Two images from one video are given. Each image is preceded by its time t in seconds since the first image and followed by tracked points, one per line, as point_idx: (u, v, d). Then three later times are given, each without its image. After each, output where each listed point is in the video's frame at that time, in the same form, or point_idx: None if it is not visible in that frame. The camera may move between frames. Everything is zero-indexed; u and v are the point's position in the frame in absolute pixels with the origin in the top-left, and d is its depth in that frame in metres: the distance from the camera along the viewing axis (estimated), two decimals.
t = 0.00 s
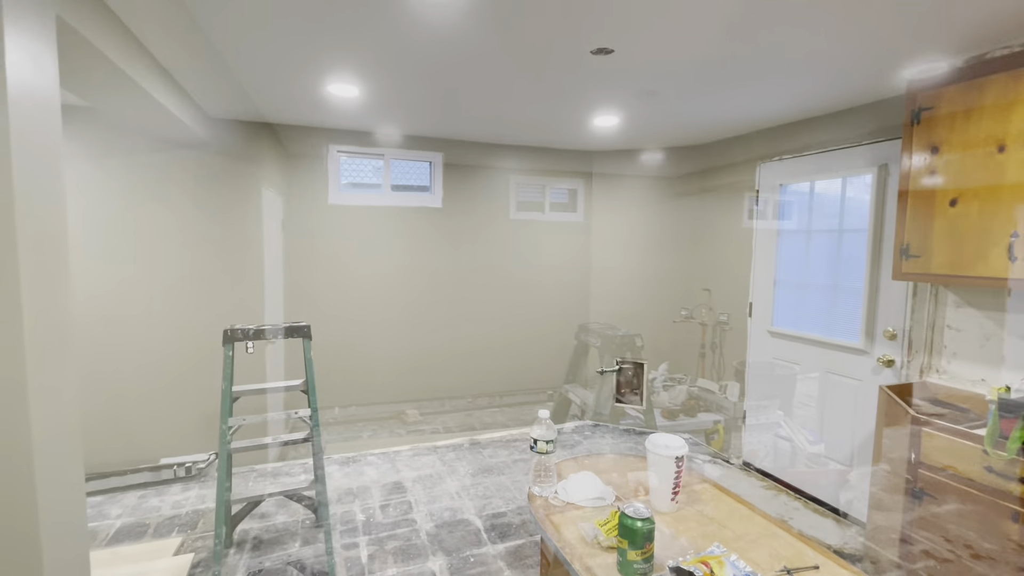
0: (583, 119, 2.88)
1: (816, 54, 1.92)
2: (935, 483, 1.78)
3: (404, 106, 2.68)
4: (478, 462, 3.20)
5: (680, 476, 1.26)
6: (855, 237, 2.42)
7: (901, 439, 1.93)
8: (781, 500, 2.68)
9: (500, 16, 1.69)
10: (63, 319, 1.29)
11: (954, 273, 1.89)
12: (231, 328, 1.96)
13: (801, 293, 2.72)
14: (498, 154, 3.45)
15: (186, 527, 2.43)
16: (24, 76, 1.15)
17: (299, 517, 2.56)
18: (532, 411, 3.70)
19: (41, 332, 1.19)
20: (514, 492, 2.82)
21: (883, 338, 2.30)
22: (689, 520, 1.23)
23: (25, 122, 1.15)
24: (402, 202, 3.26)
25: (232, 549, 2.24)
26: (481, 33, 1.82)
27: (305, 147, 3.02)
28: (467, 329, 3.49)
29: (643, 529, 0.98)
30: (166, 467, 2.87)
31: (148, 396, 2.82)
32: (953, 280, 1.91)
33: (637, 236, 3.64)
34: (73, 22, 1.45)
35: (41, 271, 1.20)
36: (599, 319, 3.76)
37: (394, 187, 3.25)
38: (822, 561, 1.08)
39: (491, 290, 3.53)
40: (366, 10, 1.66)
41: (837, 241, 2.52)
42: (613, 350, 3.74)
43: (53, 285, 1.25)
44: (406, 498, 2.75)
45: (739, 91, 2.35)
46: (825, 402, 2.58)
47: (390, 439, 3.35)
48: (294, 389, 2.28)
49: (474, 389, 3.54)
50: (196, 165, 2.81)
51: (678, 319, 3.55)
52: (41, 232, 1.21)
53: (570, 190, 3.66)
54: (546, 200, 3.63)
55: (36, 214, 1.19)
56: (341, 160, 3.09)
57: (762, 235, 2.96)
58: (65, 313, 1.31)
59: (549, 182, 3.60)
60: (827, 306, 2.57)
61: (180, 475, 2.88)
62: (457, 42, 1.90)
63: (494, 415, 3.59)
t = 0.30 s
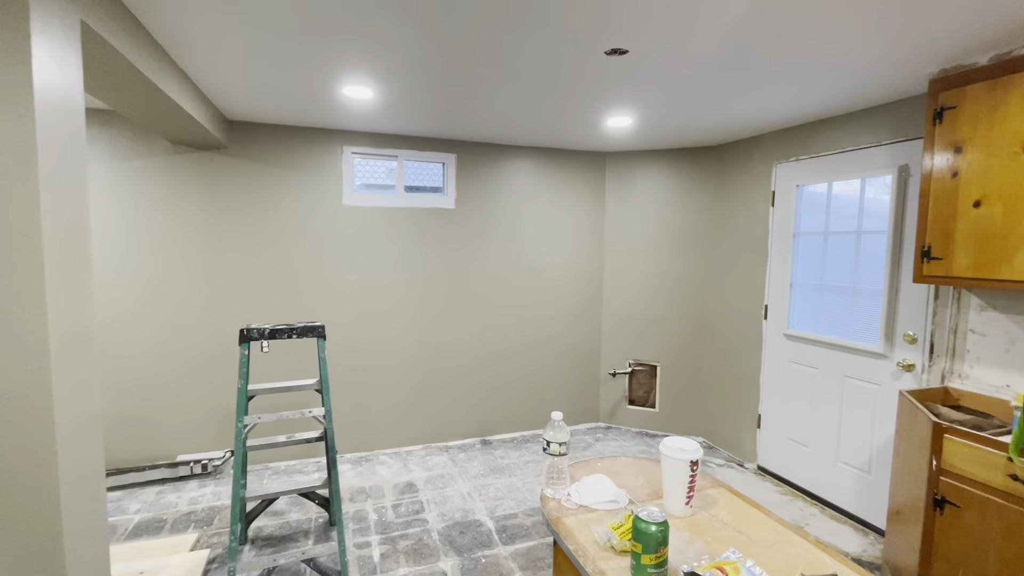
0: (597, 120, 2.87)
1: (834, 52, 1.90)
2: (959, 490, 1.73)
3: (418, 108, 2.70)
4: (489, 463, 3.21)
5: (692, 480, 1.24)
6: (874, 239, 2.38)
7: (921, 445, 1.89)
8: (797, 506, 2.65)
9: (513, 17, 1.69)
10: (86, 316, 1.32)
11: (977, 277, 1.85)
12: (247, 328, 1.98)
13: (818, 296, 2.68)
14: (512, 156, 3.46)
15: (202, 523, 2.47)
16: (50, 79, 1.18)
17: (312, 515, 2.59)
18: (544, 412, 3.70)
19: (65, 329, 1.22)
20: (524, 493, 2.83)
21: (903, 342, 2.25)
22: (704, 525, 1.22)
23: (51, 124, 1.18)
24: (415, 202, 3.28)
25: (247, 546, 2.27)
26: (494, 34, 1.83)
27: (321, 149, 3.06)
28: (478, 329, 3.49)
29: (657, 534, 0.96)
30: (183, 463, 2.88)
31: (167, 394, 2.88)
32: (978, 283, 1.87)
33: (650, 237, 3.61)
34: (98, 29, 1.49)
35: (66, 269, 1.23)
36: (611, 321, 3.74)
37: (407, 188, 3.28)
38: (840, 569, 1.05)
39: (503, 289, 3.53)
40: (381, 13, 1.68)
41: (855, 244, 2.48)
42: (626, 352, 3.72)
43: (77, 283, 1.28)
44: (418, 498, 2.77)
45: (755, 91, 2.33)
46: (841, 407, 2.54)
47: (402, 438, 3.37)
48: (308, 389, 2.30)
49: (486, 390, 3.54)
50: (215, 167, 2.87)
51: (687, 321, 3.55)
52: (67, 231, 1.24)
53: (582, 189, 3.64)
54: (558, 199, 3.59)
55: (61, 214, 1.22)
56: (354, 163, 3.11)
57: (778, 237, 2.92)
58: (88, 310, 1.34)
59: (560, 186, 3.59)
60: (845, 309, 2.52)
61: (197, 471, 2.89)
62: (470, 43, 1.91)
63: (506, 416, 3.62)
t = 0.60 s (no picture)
0: (614, 120, 2.86)
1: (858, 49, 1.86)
2: (989, 501, 1.68)
3: (435, 110, 2.72)
4: (504, 463, 3.21)
5: (712, 486, 1.23)
6: (900, 240, 2.32)
7: (949, 452, 1.84)
8: (818, 511, 2.60)
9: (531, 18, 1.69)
10: (117, 316, 1.36)
11: (1009, 278, 1.80)
12: (268, 328, 2.01)
13: (841, 298, 2.63)
14: (528, 157, 3.46)
15: (224, 518, 2.52)
16: (84, 86, 1.22)
17: (330, 512, 2.62)
18: (560, 413, 3.70)
19: (98, 327, 1.27)
20: (539, 494, 2.82)
21: (931, 345, 2.19)
22: (725, 530, 1.20)
23: (85, 128, 1.22)
24: (432, 203, 3.30)
25: (267, 542, 2.31)
26: (512, 36, 1.84)
27: (340, 151, 3.10)
28: (494, 330, 3.50)
29: (678, 538, 0.95)
30: (206, 460, 2.93)
31: (190, 392, 2.95)
32: (1012, 285, 1.81)
33: (668, 238, 3.58)
34: (128, 37, 1.53)
35: (98, 270, 1.27)
36: (628, 322, 3.72)
37: (425, 189, 3.30)
38: None
39: (519, 290, 3.53)
40: (400, 16, 1.70)
41: (880, 244, 2.42)
42: (643, 354, 3.69)
43: (107, 283, 1.32)
44: (434, 497, 2.78)
45: (775, 90, 2.30)
46: (866, 411, 2.48)
47: (418, 437, 3.40)
48: (327, 387, 2.33)
49: (501, 390, 3.55)
50: (237, 169, 2.93)
51: (707, 322, 3.51)
52: (98, 232, 1.27)
53: (599, 190, 3.62)
54: (575, 199, 3.58)
55: (94, 216, 1.25)
56: (371, 164, 3.17)
57: (799, 237, 2.87)
58: (119, 310, 1.38)
59: (574, 186, 3.57)
60: (870, 311, 2.46)
61: (219, 467, 2.94)
62: (488, 45, 1.92)
63: (522, 417, 3.62)
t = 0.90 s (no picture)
0: (637, 118, 2.83)
1: (893, 40, 1.80)
2: None
3: (457, 111, 2.74)
4: (526, 463, 3.21)
5: (742, 489, 1.21)
6: (936, 238, 2.25)
7: (990, 458, 1.77)
8: (848, 517, 2.53)
9: (555, 18, 1.69)
10: (154, 315, 1.41)
11: None
12: (295, 326, 2.05)
13: (873, 298, 2.55)
14: (549, 156, 3.45)
15: (252, 513, 2.57)
16: (122, 92, 1.26)
17: (354, 509, 2.65)
18: (581, 415, 3.68)
19: (136, 324, 1.31)
20: (561, 495, 2.81)
21: (970, 347, 2.11)
22: (754, 534, 1.18)
23: (124, 132, 1.27)
24: (454, 203, 3.32)
25: (294, 537, 2.35)
26: (535, 36, 1.83)
27: (364, 152, 3.14)
28: (515, 330, 3.50)
29: (709, 541, 0.94)
30: (234, 455, 3.01)
31: (219, 389, 3.02)
32: None
33: (691, 237, 3.53)
34: (164, 45, 1.58)
35: (136, 269, 1.31)
36: (650, 323, 3.68)
37: (446, 189, 3.32)
38: None
39: (539, 291, 3.52)
40: (424, 17, 1.71)
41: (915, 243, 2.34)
42: (665, 354, 3.65)
43: (145, 283, 1.36)
44: (456, 496, 2.79)
45: (804, 85, 2.24)
46: (899, 415, 2.41)
47: (440, 436, 3.42)
48: (352, 386, 2.36)
49: (522, 390, 3.55)
50: (265, 172, 2.99)
51: (731, 323, 3.45)
52: (135, 233, 1.31)
53: (621, 189, 3.59)
54: (597, 198, 3.56)
55: (131, 218, 1.30)
56: (393, 165, 3.21)
57: (829, 236, 2.80)
58: (155, 309, 1.43)
59: (596, 185, 3.55)
60: (904, 312, 2.39)
61: (247, 463, 3.01)
62: (512, 45, 1.92)
63: (543, 417, 3.61)
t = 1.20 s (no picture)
0: (666, 114, 2.78)
1: (940, 28, 1.72)
2: None
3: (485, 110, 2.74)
4: (553, 462, 3.20)
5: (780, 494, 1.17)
6: (986, 235, 2.14)
7: None
8: (889, 525, 2.44)
9: (585, 15, 1.68)
10: (196, 312, 1.46)
11: None
12: (327, 324, 2.09)
13: (915, 297, 2.45)
14: (576, 154, 3.43)
15: (286, 505, 2.65)
16: (166, 97, 1.31)
17: (384, 504, 2.70)
18: (608, 415, 3.65)
19: (181, 322, 1.36)
20: (589, 495, 2.79)
21: (1023, 349, 2.01)
22: (793, 539, 1.15)
23: (169, 135, 1.32)
24: (481, 202, 3.33)
25: (325, 530, 2.41)
26: (560, 34, 1.82)
27: (392, 153, 3.18)
28: (542, 329, 3.50)
29: (746, 545, 0.92)
30: (268, 449, 3.10)
31: (253, 385, 3.11)
32: None
33: (722, 235, 3.46)
34: (205, 52, 1.63)
35: (180, 268, 1.36)
36: (678, 322, 3.62)
37: (473, 188, 3.34)
38: None
39: (566, 290, 3.51)
40: (454, 18, 1.72)
41: (962, 240, 2.24)
42: (694, 354, 3.59)
43: (188, 281, 1.41)
44: (484, 493, 2.81)
45: (841, 77, 2.17)
46: (944, 419, 2.31)
47: (467, 434, 3.45)
48: (382, 383, 2.39)
49: (548, 389, 3.55)
50: (297, 173, 3.06)
51: (764, 322, 3.37)
52: (179, 234, 1.36)
53: (649, 187, 3.55)
54: (624, 196, 3.52)
55: (175, 218, 1.34)
56: (421, 165, 3.24)
57: (868, 233, 2.71)
58: (197, 307, 1.48)
59: (623, 182, 3.51)
60: (950, 312, 2.29)
61: (280, 457, 3.10)
62: (540, 44, 1.92)
63: (569, 417, 3.60)
